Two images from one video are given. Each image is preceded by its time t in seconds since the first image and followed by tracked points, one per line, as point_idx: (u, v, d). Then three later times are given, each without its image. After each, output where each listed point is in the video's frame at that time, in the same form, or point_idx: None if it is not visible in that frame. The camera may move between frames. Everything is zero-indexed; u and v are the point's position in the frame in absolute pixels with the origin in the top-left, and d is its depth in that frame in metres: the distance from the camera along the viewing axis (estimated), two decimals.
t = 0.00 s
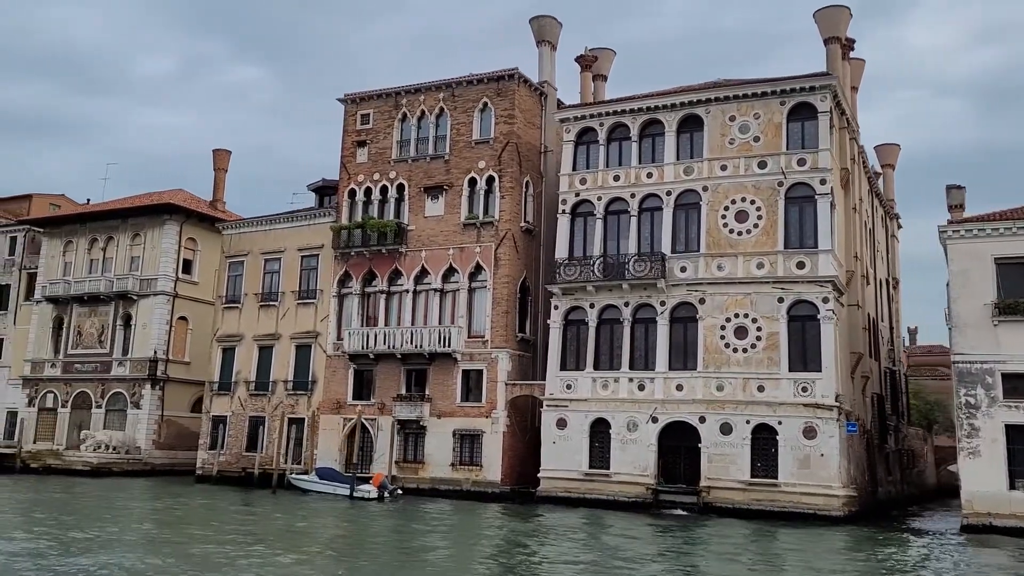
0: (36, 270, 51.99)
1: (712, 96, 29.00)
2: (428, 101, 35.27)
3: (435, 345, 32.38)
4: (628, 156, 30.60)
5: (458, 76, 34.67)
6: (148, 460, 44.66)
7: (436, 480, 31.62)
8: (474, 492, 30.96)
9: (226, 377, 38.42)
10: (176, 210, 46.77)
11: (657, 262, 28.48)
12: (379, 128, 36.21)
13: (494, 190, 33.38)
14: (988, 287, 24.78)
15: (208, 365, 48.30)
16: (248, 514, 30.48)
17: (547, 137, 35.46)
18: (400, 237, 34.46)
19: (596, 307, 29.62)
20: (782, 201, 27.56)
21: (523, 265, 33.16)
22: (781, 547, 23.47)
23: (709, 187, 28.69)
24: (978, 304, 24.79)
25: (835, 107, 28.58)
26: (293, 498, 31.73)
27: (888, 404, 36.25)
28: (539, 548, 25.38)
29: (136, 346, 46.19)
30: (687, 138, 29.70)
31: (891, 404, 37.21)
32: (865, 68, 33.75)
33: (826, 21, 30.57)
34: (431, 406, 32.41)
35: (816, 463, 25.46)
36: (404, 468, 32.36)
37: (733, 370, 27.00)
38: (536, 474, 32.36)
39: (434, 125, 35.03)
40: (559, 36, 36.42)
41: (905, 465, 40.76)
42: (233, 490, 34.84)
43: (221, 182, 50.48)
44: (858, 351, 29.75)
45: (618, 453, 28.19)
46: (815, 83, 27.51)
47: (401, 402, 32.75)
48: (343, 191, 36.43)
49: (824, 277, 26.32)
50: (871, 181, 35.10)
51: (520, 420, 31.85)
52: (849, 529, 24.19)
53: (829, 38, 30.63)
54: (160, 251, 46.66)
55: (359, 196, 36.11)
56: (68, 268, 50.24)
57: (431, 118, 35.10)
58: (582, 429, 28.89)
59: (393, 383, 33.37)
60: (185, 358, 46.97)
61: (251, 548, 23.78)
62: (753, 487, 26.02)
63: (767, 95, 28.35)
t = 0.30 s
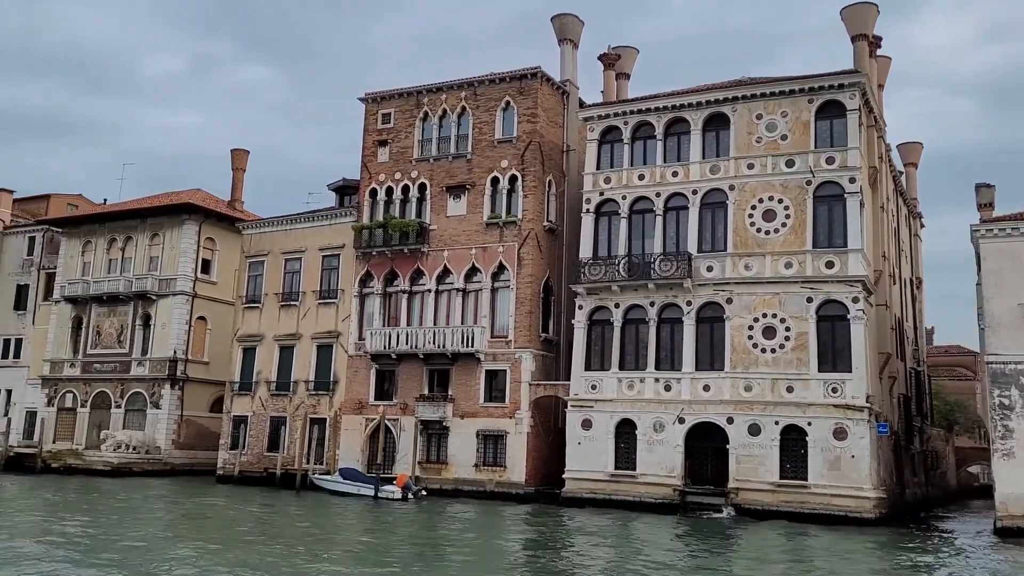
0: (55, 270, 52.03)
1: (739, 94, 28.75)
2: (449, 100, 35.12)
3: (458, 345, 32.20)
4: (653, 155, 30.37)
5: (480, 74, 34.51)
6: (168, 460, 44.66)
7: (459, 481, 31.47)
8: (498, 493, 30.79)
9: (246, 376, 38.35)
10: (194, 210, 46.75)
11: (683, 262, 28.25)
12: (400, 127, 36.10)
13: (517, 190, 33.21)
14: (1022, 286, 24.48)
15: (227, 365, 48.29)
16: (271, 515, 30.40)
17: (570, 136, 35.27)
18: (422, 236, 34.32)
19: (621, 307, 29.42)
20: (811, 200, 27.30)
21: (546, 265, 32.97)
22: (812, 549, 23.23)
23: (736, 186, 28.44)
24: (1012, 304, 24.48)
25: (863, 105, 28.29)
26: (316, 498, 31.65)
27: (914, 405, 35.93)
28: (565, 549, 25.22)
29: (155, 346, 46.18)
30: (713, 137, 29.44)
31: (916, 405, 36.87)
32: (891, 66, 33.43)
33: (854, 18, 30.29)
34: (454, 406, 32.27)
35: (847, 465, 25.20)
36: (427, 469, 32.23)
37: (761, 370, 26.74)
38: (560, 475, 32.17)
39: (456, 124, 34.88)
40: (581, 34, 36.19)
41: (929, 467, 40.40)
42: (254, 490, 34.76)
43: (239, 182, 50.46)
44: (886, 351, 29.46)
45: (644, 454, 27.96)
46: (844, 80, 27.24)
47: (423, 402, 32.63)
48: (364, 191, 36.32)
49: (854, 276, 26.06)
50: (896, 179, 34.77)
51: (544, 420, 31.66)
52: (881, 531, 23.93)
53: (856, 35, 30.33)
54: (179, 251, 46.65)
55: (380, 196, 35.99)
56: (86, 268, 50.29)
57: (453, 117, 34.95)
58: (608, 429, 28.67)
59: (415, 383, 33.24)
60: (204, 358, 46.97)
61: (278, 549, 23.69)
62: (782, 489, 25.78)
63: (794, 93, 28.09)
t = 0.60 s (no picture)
0: (78, 271, 52.18)
1: (769, 92, 28.47)
2: (475, 100, 34.98)
3: (484, 346, 32.01)
4: (682, 154, 30.12)
5: (505, 73, 34.35)
6: (192, 461, 44.68)
7: (487, 482, 31.31)
8: (526, 495, 30.59)
9: (271, 377, 38.32)
10: (217, 211, 46.78)
11: (714, 261, 27.99)
12: (425, 127, 35.99)
13: (543, 189, 33.02)
14: None
15: (250, 367, 48.30)
16: (299, 517, 30.32)
17: (596, 135, 35.06)
18: (448, 237, 34.18)
19: (650, 307, 29.19)
20: (844, 199, 26.99)
21: (573, 265, 32.77)
22: (848, 551, 22.95)
23: (767, 185, 28.16)
24: None
25: (896, 102, 27.97)
26: (343, 499, 31.55)
27: (944, 406, 35.51)
28: (597, 552, 25.02)
29: (179, 347, 46.25)
30: (743, 135, 29.17)
31: (946, 406, 36.45)
32: (921, 63, 33.06)
33: (885, 15, 29.96)
34: (481, 407, 32.10)
35: (883, 467, 24.90)
36: (455, 470, 32.09)
37: (794, 371, 26.47)
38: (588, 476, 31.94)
39: (481, 123, 34.74)
40: (607, 33, 35.95)
41: (959, 468, 39.95)
42: (280, 492, 34.71)
43: (261, 183, 50.50)
44: (919, 352, 29.10)
45: (675, 455, 27.71)
46: (877, 78, 26.94)
47: (450, 403, 32.49)
48: (389, 191, 36.21)
49: (889, 276, 25.74)
50: (926, 178, 34.39)
51: (572, 421, 31.45)
52: (918, 534, 23.63)
53: (888, 32, 29.98)
54: (202, 252, 46.70)
55: (405, 196, 35.88)
56: (109, 269, 50.41)
57: (479, 116, 34.81)
58: (637, 431, 28.44)
59: (442, 384, 33.10)
60: (228, 359, 47.03)
61: (309, 552, 23.62)
62: (817, 491, 25.51)
63: (826, 90, 27.79)
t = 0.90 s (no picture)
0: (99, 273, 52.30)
1: (799, 90, 28.17)
2: (498, 99, 34.81)
3: (510, 347, 31.81)
4: (709, 152, 29.85)
5: (529, 73, 34.16)
6: (214, 462, 44.68)
7: (513, 484, 31.14)
8: (554, 497, 30.39)
9: (295, 379, 38.26)
10: (238, 212, 46.78)
11: (743, 261, 27.73)
12: (448, 127, 35.86)
13: (569, 189, 32.82)
14: None
15: (271, 368, 48.30)
16: (325, 519, 30.21)
17: (620, 134, 34.83)
18: (472, 237, 34.01)
19: (678, 307, 28.95)
20: (876, 197, 26.68)
21: (599, 265, 32.55)
22: (884, 553, 22.67)
23: (797, 183, 27.88)
24: None
25: (928, 99, 27.62)
26: (369, 500, 31.44)
27: (975, 406, 35.08)
28: (627, 554, 24.80)
29: (201, 348, 46.27)
30: (772, 133, 28.88)
31: (977, 406, 36.03)
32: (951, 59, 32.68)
33: (915, 10, 29.62)
34: (507, 408, 31.92)
35: (918, 468, 24.59)
36: (481, 471, 31.94)
37: (826, 371, 26.19)
38: (615, 478, 31.73)
39: (505, 123, 34.57)
40: (631, 31, 35.69)
41: (988, 468, 39.48)
42: (305, 493, 34.64)
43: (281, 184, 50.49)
44: (952, 351, 28.74)
45: (705, 457, 27.46)
46: (909, 74, 26.61)
47: (476, 404, 32.32)
48: (412, 192, 36.09)
49: (923, 274, 25.42)
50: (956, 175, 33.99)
51: (599, 423, 31.24)
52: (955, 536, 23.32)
53: (918, 28, 29.63)
54: (223, 253, 46.72)
55: (428, 197, 35.75)
56: (131, 271, 50.50)
57: (502, 116, 34.65)
58: (666, 432, 28.19)
59: (467, 385, 32.95)
60: (249, 360, 47.04)
61: (338, 554, 23.51)
62: (851, 493, 25.22)
63: (857, 87, 27.48)
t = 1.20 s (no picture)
0: (117, 276, 52.32)
1: (826, 87, 27.90)
2: (519, 99, 34.65)
3: (534, 348, 31.63)
4: (735, 151, 29.60)
5: (551, 72, 33.98)
6: (234, 465, 44.62)
7: (538, 485, 30.97)
8: (579, 498, 30.20)
9: (316, 381, 38.18)
10: (256, 214, 46.75)
11: (771, 260, 27.48)
12: (469, 127, 35.72)
13: (592, 188, 32.62)
14: None
15: (290, 370, 48.26)
16: (349, 521, 30.08)
17: (642, 133, 34.61)
18: (494, 237, 33.84)
19: (704, 306, 28.71)
20: (905, 194, 26.40)
21: (623, 265, 32.33)
22: (919, 553, 22.42)
23: (824, 181, 27.61)
24: None
25: (957, 95, 27.33)
26: (394, 502, 31.30)
27: (1002, 405, 34.73)
28: (656, 556, 24.60)
29: (220, 350, 46.23)
30: (798, 131, 28.61)
31: (1004, 405, 35.68)
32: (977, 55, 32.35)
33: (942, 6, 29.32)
34: (531, 409, 31.74)
35: (952, 469, 24.31)
36: (505, 473, 31.78)
37: (856, 371, 25.92)
38: (641, 479, 31.52)
39: (526, 123, 34.41)
40: (652, 29, 35.45)
41: (1015, 468, 39.11)
42: (328, 496, 34.54)
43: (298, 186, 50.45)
44: (982, 350, 28.44)
45: (733, 458, 27.22)
46: (938, 70, 26.33)
47: (500, 405, 32.16)
48: (433, 192, 35.95)
49: (955, 273, 25.13)
50: (982, 172, 33.64)
51: (624, 424, 31.03)
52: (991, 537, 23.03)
53: (946, 24, 29.32)
54: (242, 255, 46.69)
55: (449, 197, 35.59)
56: (149, 274, 50.51)
57: (523, 116, 34.49)
58: (694, 433, 27.95)
59: (490, 387, 32.79)
60: (268, 362, 47.01)
61: (368, 558, 23.38)
62: (883, 494, 24.96)
63: (885, 84, 27.20)
